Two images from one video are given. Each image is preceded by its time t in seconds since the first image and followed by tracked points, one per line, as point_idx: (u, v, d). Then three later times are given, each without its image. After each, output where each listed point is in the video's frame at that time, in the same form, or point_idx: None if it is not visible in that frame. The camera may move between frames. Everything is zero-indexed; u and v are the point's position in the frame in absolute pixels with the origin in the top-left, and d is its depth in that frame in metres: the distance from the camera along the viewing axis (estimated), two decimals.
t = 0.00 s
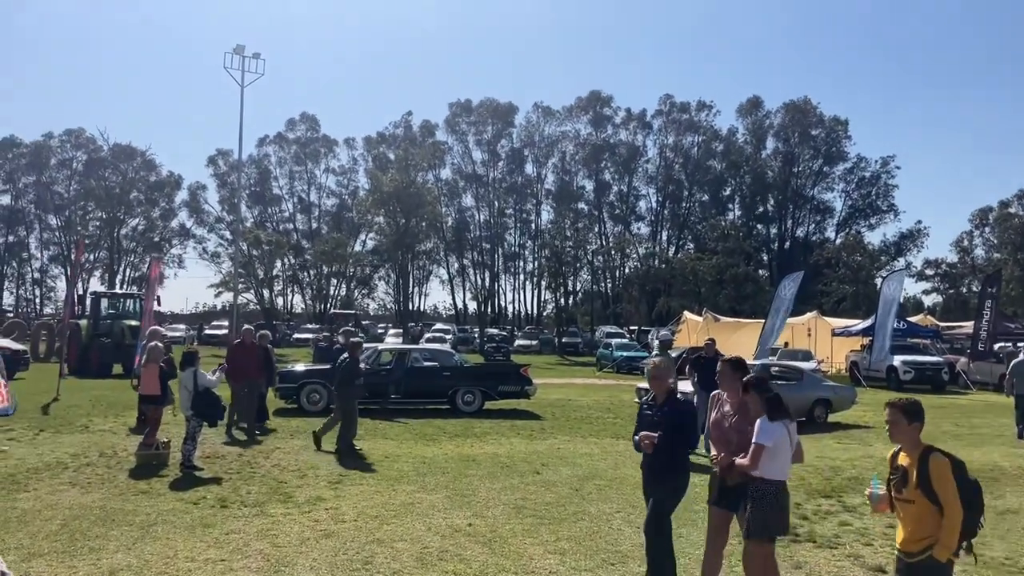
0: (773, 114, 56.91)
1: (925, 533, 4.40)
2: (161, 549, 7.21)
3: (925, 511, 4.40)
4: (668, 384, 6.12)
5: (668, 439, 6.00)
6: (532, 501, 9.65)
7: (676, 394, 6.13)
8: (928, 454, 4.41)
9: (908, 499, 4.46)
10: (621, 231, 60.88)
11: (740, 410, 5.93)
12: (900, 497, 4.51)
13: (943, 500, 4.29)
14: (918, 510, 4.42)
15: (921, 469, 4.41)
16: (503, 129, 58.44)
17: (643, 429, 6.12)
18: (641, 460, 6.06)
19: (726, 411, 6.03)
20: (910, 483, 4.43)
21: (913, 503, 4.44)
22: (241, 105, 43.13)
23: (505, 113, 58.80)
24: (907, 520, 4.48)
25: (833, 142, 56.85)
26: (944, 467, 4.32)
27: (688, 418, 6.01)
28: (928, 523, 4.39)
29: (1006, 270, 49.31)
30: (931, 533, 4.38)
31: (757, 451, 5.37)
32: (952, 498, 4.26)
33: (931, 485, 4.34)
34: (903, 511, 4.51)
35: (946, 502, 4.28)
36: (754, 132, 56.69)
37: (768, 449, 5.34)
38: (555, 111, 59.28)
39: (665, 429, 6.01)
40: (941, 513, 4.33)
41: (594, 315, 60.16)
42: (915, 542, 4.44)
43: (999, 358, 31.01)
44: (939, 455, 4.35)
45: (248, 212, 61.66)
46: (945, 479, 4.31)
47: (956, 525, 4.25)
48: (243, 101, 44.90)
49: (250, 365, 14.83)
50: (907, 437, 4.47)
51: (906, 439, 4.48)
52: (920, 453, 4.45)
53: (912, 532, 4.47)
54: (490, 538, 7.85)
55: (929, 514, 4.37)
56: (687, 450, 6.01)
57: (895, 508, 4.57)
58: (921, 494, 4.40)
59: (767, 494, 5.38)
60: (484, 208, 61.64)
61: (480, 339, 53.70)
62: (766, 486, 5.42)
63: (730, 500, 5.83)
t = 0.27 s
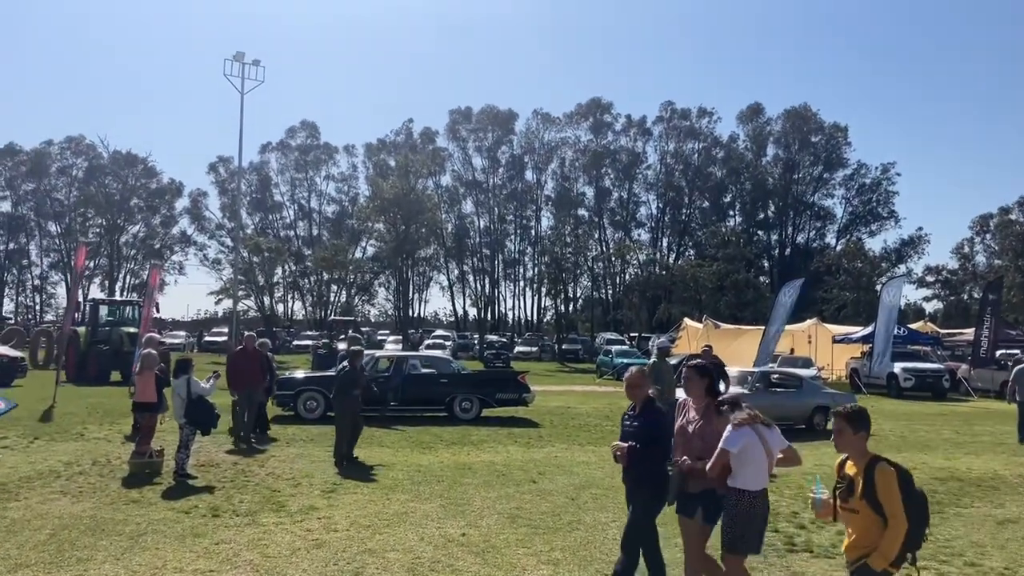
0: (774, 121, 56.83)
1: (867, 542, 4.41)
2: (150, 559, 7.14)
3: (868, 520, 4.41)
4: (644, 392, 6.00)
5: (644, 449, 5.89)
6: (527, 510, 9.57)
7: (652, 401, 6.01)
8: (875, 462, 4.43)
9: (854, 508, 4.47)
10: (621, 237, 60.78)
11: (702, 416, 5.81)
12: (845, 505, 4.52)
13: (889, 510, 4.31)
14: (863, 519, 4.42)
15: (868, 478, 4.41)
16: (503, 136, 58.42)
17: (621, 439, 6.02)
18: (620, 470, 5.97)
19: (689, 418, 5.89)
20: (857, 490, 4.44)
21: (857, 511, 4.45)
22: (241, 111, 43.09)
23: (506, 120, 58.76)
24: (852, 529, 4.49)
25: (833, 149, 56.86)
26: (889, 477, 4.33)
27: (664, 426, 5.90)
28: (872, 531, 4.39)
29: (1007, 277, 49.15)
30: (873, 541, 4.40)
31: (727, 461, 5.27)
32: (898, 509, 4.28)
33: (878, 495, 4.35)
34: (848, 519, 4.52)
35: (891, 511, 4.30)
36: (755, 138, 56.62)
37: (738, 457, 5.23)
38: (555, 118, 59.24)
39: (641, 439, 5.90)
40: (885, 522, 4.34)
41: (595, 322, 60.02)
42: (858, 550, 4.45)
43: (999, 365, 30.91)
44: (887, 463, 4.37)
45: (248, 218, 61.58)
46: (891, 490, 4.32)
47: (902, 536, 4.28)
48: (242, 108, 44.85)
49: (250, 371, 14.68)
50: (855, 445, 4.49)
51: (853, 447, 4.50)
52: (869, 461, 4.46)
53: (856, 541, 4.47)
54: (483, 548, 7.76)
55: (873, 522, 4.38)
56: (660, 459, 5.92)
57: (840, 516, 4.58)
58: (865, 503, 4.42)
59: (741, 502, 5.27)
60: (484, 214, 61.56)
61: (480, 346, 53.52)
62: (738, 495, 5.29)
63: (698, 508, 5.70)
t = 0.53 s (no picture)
0: (766, 129, 56.93)
1: (791, 558, 4.30)
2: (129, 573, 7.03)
3: (792, 537, 4.29)
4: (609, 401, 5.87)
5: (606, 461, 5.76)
6: (514, 521, 9.48)
7: (612, 413, 5.81)
8: (805, 477, 4.30)
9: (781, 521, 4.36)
10: (614, 245, 60.81)
11: (660, 429, 5.73)
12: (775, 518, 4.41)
13: (814, 529, 4.19)
14: (788, 533, 4.31)
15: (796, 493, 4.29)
16: (496, 144, 58.45)
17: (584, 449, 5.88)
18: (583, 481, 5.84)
19: (648, 430, 5.81)
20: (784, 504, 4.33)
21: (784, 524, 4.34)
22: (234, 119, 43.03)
23: (499, 128, 58.78)
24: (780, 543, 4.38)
25: (825, 156, 57.02)
26: (819, 493, 4.21)
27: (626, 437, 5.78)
28: (795, 546, 4.28)
29: (999, 284, 49.25)
30: (794, 557, 4.29)
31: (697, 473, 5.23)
32: (824, 526, 4.17)
33: (805, 511, 4.23)
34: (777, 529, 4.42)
35: (816, 529, 4.18)
36: (747, 146, 56.73)
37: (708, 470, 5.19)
38: (548, 125, 59.31)
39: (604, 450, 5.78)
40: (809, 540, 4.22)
41: (588, 330, 60.01)
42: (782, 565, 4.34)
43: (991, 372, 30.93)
44: (815, 478, 4.23)
45: (240, 226, 61.45)
46: (819, 508, 4.19)
47: (821, 557, 4.16)
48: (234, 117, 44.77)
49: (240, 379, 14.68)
50: (790, 457, 4.38)
51: (788, 458, 4.38)
52: (800, 475, 4.33)
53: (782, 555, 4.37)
54: (468, 560, 7.67)
55: (796, 539, 4.27)
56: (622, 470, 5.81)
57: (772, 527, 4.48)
58: (792, 518, 4.30)
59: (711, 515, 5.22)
60: (477, 222, 61.56)
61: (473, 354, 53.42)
62: (708, 508, 5.24)
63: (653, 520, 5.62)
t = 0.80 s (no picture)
0: (754, 136, 56.98)
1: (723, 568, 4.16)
2: None
3: (720, 544, 4.16)
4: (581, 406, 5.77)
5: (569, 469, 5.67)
6: (496, 530, 9.37)
7: (578, 419, 5.78)
8: (732, 482, 4.18)
9: (710, 531, 4.23)
10: (603, 252, 60.75)
11: (611, 437, 5.41)
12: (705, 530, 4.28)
13: (743, 537, 4.06)
14: (715, 542, 4.19)
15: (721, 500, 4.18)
16: (485, 150, 58.36)
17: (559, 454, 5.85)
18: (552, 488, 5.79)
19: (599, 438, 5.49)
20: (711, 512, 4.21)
21: (712, 534, 4.21)
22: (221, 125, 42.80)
23: (488, 135, 58.70)
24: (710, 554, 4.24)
25: (813, 164, 57.13)
26: (744, 498, 4.09)
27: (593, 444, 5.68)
28: (725, 555, 4.14)
29: (985, 292, 49.36)
30: (727, 568, 4.14)
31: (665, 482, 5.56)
32: (751, 532, 4.05)
33: (733, 518, 4.10)
34: (706, 542, 4.28)
35: (744, 537, 4.05)
36: (736, 153, 56.79)
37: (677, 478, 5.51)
38: (537, 132, 59.27)
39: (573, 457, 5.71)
40: (738, 547, 4.09)
41: (577, 337, 59.90)
42: None
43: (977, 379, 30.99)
44: (740, 484, 4.12)
45: (228, 233, 61.14)
46: (746, 513, 4.07)
47: (753, 565, 4.02)
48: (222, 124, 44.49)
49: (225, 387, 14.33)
50: (715, 463, 4.28)
51: (712, 465, 4.29)
52: (726, 481, 4.22)
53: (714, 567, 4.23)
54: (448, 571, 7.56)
55: (726, 547, 4.13)
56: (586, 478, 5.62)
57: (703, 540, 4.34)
58: (719, 525, 4.18)
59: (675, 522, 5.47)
60: (466, 229, 61.39)
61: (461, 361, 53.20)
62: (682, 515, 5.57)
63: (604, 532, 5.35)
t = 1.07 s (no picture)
0: (741, 143, 57.14)
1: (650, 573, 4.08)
2: None
3: (645, 550, 4.09)
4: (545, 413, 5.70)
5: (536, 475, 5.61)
6: (479, 538, 9.29)
7: (549, 424, 5.71)
8: (657, 486, 4.11)
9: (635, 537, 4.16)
10: (590, 258, 60.80)
11: (574, 439, 5.34)
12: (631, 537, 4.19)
13: (669, 540, 4.00)
14: (642, 548, 4.10)
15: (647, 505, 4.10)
16: (473, 157, 58.34)
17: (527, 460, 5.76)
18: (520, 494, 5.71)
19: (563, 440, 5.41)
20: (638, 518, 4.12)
21: (638, 540, 4.13)
22: (207, 131, 42.61)
23: (475, 141, 58.68)
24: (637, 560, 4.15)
25: (799, 171, 57.33)
26: (670, 501, 4.03)
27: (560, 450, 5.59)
28: (651, 560, 4.07)
29: (969, 297, 49.64)
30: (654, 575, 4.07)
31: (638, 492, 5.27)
32: (678, 534, 3.98)
33: (657, 522, 4.04)
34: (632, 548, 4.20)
35: (670, 540, 3.99)
36: (722, 160, 56.95)
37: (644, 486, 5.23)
38: (524, 139, 59.30)
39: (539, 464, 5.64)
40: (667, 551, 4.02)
41: (564, 342, 59.89)
42: None
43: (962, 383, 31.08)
44: (666, 487, 4.05)
45: (214, 239, 60.86)
46: (671, 515, 4.01)
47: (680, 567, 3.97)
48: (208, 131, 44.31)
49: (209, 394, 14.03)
50: (638, 467, 4.19)
51: (636, 469, 4.20)
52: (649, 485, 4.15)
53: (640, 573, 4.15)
54: None
55: (653, 552, 4.05)
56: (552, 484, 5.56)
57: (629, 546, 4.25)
58: (645, 531, 4.11)
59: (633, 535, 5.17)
60: (453, 235, 61.32)
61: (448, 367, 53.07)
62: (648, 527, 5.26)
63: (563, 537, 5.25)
